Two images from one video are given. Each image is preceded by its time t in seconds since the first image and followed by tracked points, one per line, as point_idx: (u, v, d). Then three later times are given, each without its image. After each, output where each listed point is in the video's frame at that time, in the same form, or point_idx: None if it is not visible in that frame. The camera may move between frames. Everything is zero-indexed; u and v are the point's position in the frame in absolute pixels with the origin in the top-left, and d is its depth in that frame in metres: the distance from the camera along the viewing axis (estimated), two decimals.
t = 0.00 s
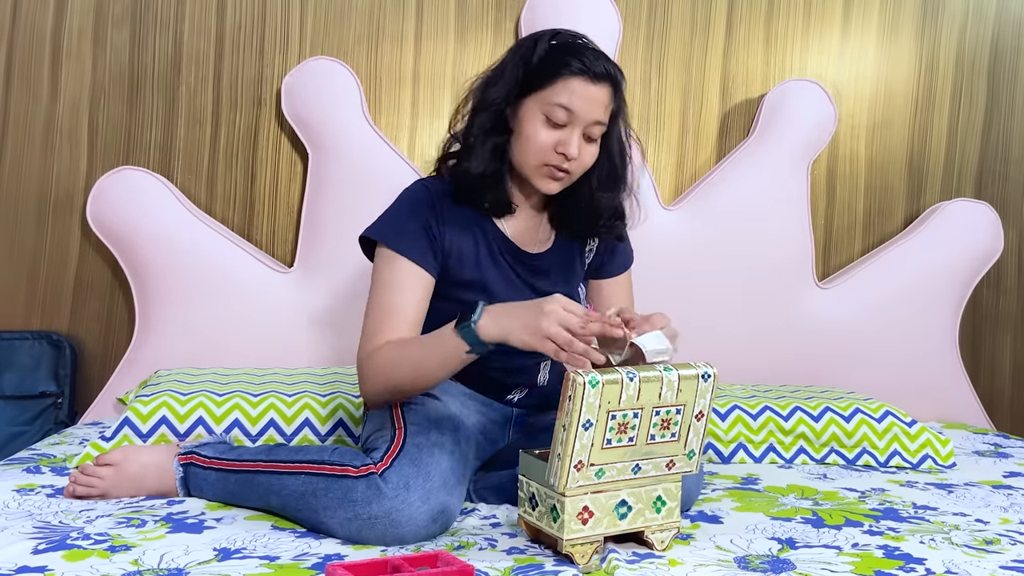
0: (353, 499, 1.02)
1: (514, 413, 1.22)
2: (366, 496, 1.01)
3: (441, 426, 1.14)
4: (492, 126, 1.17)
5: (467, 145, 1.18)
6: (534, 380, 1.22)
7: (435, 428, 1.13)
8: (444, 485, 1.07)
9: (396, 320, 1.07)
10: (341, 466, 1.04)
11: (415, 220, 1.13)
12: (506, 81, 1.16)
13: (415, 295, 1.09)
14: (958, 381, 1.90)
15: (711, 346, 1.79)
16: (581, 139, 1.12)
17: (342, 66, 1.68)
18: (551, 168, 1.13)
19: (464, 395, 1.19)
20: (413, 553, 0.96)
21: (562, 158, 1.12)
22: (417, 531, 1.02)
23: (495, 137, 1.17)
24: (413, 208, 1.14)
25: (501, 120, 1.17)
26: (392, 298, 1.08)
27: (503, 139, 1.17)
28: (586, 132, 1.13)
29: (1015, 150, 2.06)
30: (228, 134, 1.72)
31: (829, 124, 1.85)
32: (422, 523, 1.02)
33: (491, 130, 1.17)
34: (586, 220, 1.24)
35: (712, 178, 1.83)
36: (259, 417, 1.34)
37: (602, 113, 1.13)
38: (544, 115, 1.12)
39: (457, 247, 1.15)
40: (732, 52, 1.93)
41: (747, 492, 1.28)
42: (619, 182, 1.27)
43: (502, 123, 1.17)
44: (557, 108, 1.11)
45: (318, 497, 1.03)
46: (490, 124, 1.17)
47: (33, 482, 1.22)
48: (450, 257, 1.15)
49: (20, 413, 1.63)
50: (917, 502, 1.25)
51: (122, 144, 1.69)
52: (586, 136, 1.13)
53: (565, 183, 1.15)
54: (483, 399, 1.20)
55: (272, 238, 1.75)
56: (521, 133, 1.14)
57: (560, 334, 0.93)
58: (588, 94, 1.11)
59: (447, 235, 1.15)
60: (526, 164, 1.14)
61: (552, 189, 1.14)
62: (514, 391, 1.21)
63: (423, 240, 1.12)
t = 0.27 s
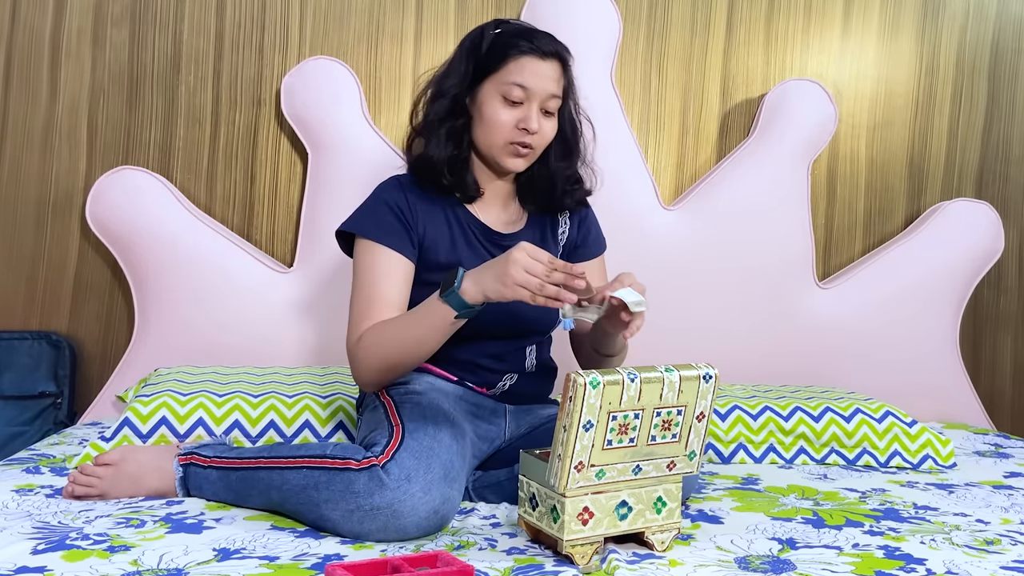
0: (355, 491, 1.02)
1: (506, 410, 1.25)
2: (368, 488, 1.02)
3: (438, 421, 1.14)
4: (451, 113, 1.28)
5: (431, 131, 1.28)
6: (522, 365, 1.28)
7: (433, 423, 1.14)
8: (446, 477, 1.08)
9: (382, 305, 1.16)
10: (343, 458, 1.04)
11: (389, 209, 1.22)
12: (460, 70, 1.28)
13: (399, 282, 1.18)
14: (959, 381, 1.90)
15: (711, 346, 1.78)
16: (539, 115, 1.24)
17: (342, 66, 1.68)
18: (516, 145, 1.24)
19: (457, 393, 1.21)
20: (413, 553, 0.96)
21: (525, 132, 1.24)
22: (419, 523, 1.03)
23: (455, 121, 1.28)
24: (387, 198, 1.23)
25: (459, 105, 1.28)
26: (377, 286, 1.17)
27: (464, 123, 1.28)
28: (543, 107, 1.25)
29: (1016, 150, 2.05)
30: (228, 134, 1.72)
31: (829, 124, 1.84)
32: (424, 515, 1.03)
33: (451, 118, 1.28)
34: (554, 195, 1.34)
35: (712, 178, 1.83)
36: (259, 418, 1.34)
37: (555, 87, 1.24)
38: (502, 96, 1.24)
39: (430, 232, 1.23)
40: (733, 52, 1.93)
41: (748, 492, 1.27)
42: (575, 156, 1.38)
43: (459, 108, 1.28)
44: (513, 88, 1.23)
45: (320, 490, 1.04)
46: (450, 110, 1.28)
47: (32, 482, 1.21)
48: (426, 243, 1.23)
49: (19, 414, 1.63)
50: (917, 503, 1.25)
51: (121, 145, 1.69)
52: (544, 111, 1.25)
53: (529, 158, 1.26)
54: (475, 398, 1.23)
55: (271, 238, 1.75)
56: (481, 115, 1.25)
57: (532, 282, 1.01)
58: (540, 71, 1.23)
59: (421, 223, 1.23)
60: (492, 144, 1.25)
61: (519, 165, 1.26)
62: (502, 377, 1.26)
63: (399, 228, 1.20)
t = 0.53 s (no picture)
0: (355, 488, 1.02)
1: (505, 409, 1.24)
2: (368, 485, 1.02)
3: (437, 419, 1.14)
4: (419, 114, 1.33)
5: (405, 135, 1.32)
6: (518, 359, 1.28)
7: (432, 420, 1.13)
8: (446, 475, 1.08)
9: (378, 301, 1.18)
10: (343, 457, 1.04)
11: (377, 207, 1.24)
12: (420, 73, 1.33)
13: (393, 277, 1.21)
14: (960, 381, 1.90)
15: (712, 346, 1.78)
16: (505, 100, 1.29)
17: (342, 66, 1.68)
18: (490, 133, 1.29)
19: (455, 393, 1.21)
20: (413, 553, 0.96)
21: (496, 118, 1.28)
22: (419, 520, 1.03)
23: (425, 121, 1.32)
24: (375, 197, 1.25)
25: (426, 106, 1.33)
26: (371, 282, 1.19)
27: (434, 122, 1.33)
28: (507, 93, 1.29)
29: (1017, 150, 2.05)
30: (228, 133, 1.72)
31: (830, 123, 1.84)
32: (424, 512, 1.03)
33: (420, 118, 1.33)
34: (533, 179, 1.38)
35: (712, 177, 1.83)
36: (259, 419, 1.34)
37: (514, 72, 1.30)
38: (466, 90, 1.29)
39: (419, 228, 1.25)
40: (733, 51, 1.93)
41: (748, 492, 1.27)
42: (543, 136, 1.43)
43: (425, 109, 1.33)
44: (475, 80, 1.28)
45: (320, 488, 1.04)
46: (418, 112, 1.33)
47: (32, 482, 1.21)
48: (416, 238, 1.25)
49: (18, 414, 1.62)
50: (918, 503, 1.25)
51: (121, 144, 1.69)
52: (509, 96, 1.30)
53: (506, 144, 1.31)
54: (472, 398, 1.22)
55: (271, 238, 1.74)
56: (451, 111, 1.30)
57: (532, 261, 1.05)
58: (497, 59, 1.29)
59: (411, 218, 1.25)
60: (468, 137, 1.29)
61: (498, 152, 1.30)
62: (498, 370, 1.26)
63: (388, 223, 1.23)
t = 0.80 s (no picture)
0: (354, 488, 1.02)
1: (505, 409, 1.24)
2: (367, 485, 1.02)
3: (436, 419, 1.14)
4: (409, 116, 1.32)
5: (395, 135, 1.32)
6: (517, 354, 1.28)
7: (431, 420, 1.13)
8: (445, 475, 1.07)
9: (379, 302, 1.18)
10: (342, 457, 1.04)
11: (372, 207, 1.24)
12: (408, 75, 1.33)
13: (393, 278, 1.21)
14: (960, 381, 1.90)
15: (712, 346, 1.78)
16: (495, 96, 1.29)
17: (342, 66, 1.68)
18: (483, 129, 1.28)
19: (455, 394, 1.21)
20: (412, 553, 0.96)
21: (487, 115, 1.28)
22: (419, 520, 1.02)
23: (415, 122, 1.32)
24: (369, 198, 1.25)
25: (415, 107, 1.33)
26: (372, 283, 1.19)
27: (424, 123, 1.33)
28: (496, 90, 1.29)
29: (1017, 150, 2.05)
30: (227, 133, 1.72)
31: (830, 123, 1.84)
32: (424, 511, 1.03)
33: (409, 120, 1.32)
34: (525, 177, 1.38)
35: (712, 177, 1.82)
36: (258, 419, 1.33)
37: (501, 69, 1.30)
38: (455, 88, 1.28)
39: (415, 227, 1.25)
40: (733, 51, 1.93)
41: (748, 493, 1.27)
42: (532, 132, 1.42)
43: (414, 110, 1.33)
44: (464, 78, 1.28)
45: (320, 488, 1.04)
46: (408, 113, 1.33)
47: (31, 483, 1.21)
48: (412, 238, 1.24)
49: (18, 414, 1.62)
50: (918, 504, 1.25)
51: (121, 144, 1.69)
52: (499, 92, 1.30)
53: (498, 139, 1.30)
54: (472, 398, 1.22)
55: (271, 238, 1.74)
56: (440, 111, 1.30)
57: (524, 252, 1.05)
58: (484, 58, 1.29)
59: (406, 218, 1.25)
60: (460, 134, 1.29)
61: (491, 147, 1.30)
62: (497, 366, 1.26)
63: (383, 223, 1.23)
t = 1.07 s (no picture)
0: (354, 488, 1.02)
1: (505, 409, 1.24)
2: (367, 485, 1.02)
3: (436, 419, 1.13)
4: (406, 117, 1.32)
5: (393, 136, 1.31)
6: (516, 352, 1.28)
7: (430, 421, 1.13)
8: (445, 475, 1.07)
9: (374, 305, 1.19)
10: (342, 457, 1.04)
11: (366, 210, 1.24)
12: (406, 76, 1.32)
13: (388, 281, 1.21)
14: (961, 381, 1.89)
15: (712, 346, 1.78)
16: (493, 100, 1.29)
17: (341, 65, 1.68)
18: (479, 133, 1.28)
19: (455, 394, 1.20)
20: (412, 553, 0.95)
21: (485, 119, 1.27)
22: (419, 520, 1.02)
23: (413, 125, 1.32)
24: (365, 200, 1.25)
25: (413, 109, 1.33)
26: (367, 287, 1.19)
27: (423, 125, 1.32)
28: (494, 93, 1.29)
29: (1018, 149, 2.05)
30: (227, 133, 1.72)
31: (830, 122, 1.84)
32: (424, 511, 1.02)
33: (407, 121, 1.32)
34: (522, 178, 1.38)
35: (712, 177, 1.82)
36: (258, 419, 1.33)
37: (500, 72, 1.29)
38: (453, 92, 1.28)
39: (410, 228, 1.25)
40: (733, 51, 1.93)
41: (748, 493, 1.27)
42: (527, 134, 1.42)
43: (411, 112, 1.32)
44: (462, 82, 1.27)
45: (319, 488, 1.03)
46: (406, 115, 1.32)
47: (30, 483, 1.21)
48: (407, 239, 1.24)
49: (17, 414, 1.62)
50: (919, 504, 1.24)
51: (120, 144, 1.69)
52: (496, 96, 1.29)
53: (495, 142, 1.30)
54: (472, 399, 1.22)
55: (271, 238, 1.74)
56: (438, 114, 1.29)
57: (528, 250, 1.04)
58: (483, 61, 1.28)
59: (400, 220, 1.25)
60: (457, 138, 1.29)
61: (488, 150, 1.30)
62: (496, 364, 1.26)
63: (378, 226, 1.23)
